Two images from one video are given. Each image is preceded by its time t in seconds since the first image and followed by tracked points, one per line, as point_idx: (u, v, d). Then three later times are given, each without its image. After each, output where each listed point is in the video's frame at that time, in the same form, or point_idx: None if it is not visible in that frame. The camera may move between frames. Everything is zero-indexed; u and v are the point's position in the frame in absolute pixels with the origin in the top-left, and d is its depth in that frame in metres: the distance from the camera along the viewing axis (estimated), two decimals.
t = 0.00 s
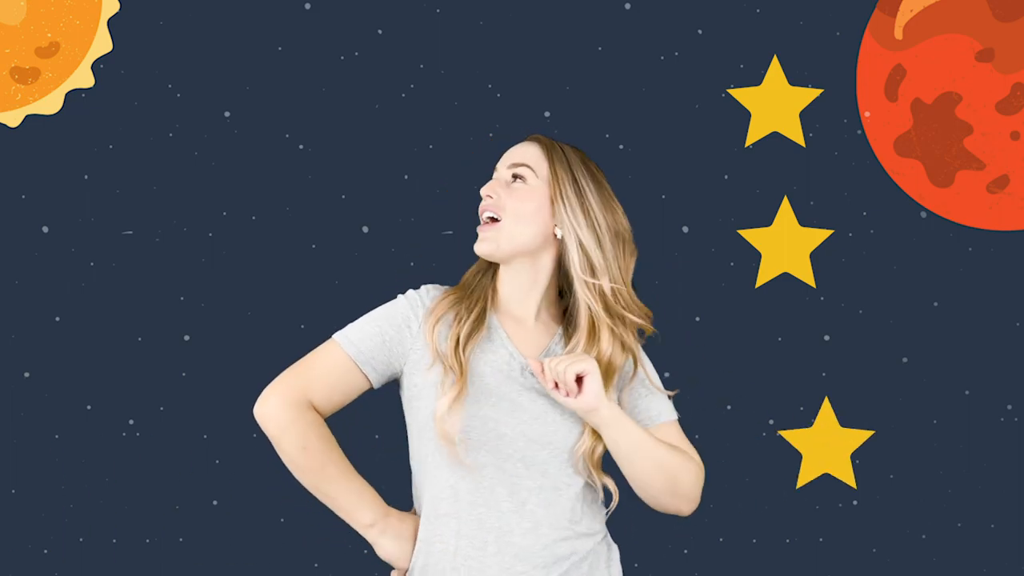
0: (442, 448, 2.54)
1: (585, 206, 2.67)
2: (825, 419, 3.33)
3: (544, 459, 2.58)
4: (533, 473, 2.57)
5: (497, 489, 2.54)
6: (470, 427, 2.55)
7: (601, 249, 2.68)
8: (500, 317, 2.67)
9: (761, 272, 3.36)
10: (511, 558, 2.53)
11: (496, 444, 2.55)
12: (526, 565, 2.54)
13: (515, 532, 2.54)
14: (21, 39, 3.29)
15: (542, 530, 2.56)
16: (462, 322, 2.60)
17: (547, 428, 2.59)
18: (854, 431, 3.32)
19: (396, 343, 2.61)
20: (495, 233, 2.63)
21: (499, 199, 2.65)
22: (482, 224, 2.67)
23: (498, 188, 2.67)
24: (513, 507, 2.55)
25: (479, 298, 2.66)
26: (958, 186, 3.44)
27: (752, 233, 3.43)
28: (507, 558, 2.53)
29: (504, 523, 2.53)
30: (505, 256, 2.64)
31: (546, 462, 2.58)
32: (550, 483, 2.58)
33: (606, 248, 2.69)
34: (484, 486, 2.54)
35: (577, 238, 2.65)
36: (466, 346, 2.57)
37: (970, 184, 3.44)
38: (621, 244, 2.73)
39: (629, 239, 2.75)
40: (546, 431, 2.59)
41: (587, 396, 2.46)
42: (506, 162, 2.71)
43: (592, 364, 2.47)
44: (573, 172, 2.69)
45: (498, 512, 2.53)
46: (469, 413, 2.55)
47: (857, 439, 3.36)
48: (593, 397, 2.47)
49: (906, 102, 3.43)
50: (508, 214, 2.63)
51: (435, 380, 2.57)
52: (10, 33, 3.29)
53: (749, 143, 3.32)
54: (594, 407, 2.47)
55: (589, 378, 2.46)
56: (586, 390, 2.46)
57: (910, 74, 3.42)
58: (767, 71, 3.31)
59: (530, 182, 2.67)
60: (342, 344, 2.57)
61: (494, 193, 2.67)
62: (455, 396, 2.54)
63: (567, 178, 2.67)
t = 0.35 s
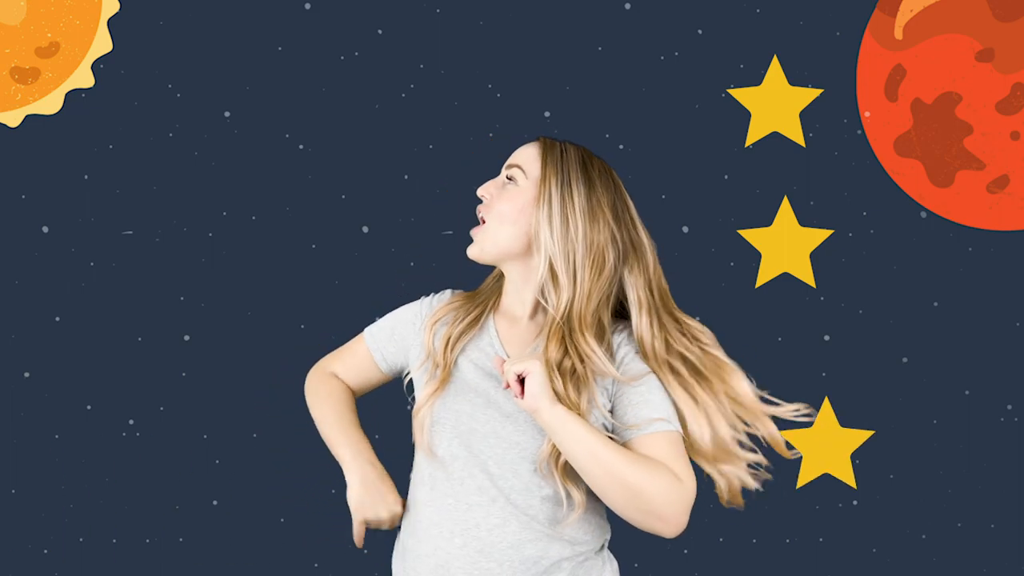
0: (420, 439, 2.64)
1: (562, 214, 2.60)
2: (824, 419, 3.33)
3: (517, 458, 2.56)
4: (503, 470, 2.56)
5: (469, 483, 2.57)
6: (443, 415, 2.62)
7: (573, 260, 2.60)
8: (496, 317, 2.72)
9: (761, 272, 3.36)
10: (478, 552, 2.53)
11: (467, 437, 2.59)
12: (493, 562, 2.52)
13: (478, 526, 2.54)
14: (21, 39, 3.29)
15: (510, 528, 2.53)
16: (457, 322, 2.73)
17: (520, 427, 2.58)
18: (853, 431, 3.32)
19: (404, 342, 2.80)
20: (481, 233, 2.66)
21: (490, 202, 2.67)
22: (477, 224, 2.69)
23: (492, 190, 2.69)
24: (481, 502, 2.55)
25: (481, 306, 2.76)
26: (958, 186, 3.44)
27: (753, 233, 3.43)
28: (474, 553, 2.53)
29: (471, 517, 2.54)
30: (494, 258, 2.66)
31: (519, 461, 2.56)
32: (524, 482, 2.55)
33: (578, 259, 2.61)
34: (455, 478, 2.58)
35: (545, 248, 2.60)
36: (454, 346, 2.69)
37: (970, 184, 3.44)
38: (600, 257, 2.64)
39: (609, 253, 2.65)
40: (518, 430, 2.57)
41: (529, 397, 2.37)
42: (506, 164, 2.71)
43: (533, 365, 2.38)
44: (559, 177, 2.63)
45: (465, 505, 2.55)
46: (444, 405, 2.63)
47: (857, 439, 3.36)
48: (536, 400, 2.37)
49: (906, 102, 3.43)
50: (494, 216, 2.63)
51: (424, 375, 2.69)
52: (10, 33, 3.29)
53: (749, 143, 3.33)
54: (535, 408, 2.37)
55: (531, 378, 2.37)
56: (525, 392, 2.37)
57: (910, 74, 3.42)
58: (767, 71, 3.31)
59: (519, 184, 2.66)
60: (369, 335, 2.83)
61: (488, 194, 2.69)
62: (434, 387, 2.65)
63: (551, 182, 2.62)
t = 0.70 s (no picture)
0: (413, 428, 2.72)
1: (536, 213, 2.55)
2: (825, 419, 3.33)
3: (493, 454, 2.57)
4: (479, 463, 2.58)
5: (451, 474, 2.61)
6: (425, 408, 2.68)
7: (548, 261, 2.55)
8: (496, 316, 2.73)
9: (761, 272, 3.36)
10: (456, 542, 2.58)
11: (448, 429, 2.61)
12: (469, 552, 2.57)
13: (455, 516, 2.59)
14: (21, 39, 3.29)
15: (485, 520, 2.56)
16: (461, 317, 2.78)
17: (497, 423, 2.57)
18: (853, 431, 3.32)
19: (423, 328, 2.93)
20: (469, 236, 2.66)
21: (477, 204, 2.67)
22: (467, 226, 2.69)
23: (479, 192, 2.68)
24: (459, 493, 2.59)
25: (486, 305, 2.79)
26: (958, 186, 3.44)
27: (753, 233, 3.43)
28: (452, 543, 2.58)
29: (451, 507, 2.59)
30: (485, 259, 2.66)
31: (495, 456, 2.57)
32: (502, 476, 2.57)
33: (551, 259, 2.55)
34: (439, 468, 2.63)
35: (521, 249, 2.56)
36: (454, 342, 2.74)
37: (970, 184, 3.44)
38: (576, 253, 2.56)
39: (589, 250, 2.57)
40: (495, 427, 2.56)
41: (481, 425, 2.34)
42: (492, 165, 2.69)
43: (479, 395, 2.35)
44: (534, 175, 2.57)
45: (446, 495, 2.61)
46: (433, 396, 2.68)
47: (857, 439, 3.36)
48: (489, 426, 2.33)
49: (905, 102, 3.43)
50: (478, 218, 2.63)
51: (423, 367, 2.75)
52: (11, 33, 3.29)
53: (749, 143, 3.33)
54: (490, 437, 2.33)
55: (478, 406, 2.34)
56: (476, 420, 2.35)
57: (909, 74, 3.42)
58: (767, 71, 3.31)
59: (503, 184, 2.64)
60: (402, 316, 2.97)
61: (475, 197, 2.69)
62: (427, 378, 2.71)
63: (526, 180, 2.57)
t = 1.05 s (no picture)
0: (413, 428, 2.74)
1: (519, 212, 2.55)
2: (825, 419, 3.33)
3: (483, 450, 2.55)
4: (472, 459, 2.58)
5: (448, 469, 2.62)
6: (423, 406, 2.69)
7: (531, 261, 2.55)
8: (495, 316, 2.73)
9: (761, 272, 3.36)
10: (449, 536, 2.59)
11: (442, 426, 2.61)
12: (462, 547, 2.57)
13: (450, 510, 2.60)
14: (21, 39, 3.29)
15: (478, 515, 2.57)
16: (462, 317, 2.78)
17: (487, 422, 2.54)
18: (853, 431, 3.33)
19: (433, 322, 2.93)
20: (462, 238, 2.68)
21: (468, 206, 2.68)
22: (461, 228, 2.71)
23: (471, 193, 2.70)
24: (453, 488, 2.60)
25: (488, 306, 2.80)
26: (958, 186, 3.44)
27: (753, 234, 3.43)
28: (446, 537, 2.59)
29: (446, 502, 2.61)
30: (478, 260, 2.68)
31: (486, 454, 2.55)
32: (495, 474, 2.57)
33: (534, 259, 2.55)
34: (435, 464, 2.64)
35: (506, 250, 2.57)
36: (454, 341, 2.74)
37: (970, 184, 3.44)
38: (560, 251, 2.54)
39: (572, 249, 2.55)
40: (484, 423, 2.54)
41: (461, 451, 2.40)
42: (482, 166, 2.70)
43: (456, 424, 2.42)
44: (518, 174, 2.57)
45: (443, 490, 2.62)
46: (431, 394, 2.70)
47: (857, 439, 3.36)
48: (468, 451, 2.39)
49: (906, 102, 3.43)
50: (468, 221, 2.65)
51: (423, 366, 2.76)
52: (10, 33, 3.28)
53: (749, 143, 3.33)
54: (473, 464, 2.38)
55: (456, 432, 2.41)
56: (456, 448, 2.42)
57: (909, 74, 3.42)
58: (767, 71, 3.31)
59: (493, 186, 2.64)
60: (415, 308, 2.97)
61: (467, 200, 2.70)
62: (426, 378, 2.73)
63: (511, 180, 2.58)
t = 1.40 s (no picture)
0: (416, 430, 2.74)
1: (515, 213, 2.55)
2: (825, 419, 3.33)
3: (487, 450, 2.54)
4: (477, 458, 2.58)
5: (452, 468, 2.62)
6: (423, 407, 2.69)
7: (529, 262, 2.55)
8: (495, 316, 2.73)
9: (761, 272, 3.36)
10: (455, 536, 2.59)
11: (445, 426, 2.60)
12: (467, 547, 2.58)
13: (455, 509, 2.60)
14: (21, 39, 3.28)
15: (483, 513, 2.57)
16: (462, 317, 2.79)
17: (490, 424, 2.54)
18: (853, 431, 3.33)
19: (432, 322, 2.93)
20: (460, 240, 2.68)
21: (465, 208, 2.68)
22: (459, 231, 2.71)
23: (468, 196, 2.70)
24: (458, 486, 2.60)
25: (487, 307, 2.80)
26: (958, 186, 3.44)
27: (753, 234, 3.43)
28: (452, 536, 2.60)
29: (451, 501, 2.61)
30: (477, 262, 2.68)
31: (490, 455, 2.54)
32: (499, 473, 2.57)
33: (531, 260, 2.55)
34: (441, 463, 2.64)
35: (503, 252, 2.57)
36: (455, 342, 2.75)
37: (970, 184, 3.44)
38: (557, 250, 2.54)
39: (570, 248, 2.54)
40: (488, 423, 2.54)
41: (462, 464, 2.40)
42: (478, 167, 2.70)
43: (456, 440, 2.42)
44: (513, 175, 2.57)
45: (448, 489, 2.63)
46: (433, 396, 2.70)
47: (857, 439, 3.36)
48: (471, 463, 2.39)
49: (905, 102, 3.43)
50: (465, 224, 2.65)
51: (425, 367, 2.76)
52: (10, 33, 3.28)
53: (749, 143, 3.32)
54: (478, 477, 2.38)
55: (457, 443, 2.41)
56: (458, 463, 2.42)
57: (909, 74, 3.42)
58: (767, 71, 3.32)
59: (489, 188, 2.64)
60: (413, 308, 2.97)
61: (464, 201, 2.70)
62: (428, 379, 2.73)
63: (506, 181, 2.58)
